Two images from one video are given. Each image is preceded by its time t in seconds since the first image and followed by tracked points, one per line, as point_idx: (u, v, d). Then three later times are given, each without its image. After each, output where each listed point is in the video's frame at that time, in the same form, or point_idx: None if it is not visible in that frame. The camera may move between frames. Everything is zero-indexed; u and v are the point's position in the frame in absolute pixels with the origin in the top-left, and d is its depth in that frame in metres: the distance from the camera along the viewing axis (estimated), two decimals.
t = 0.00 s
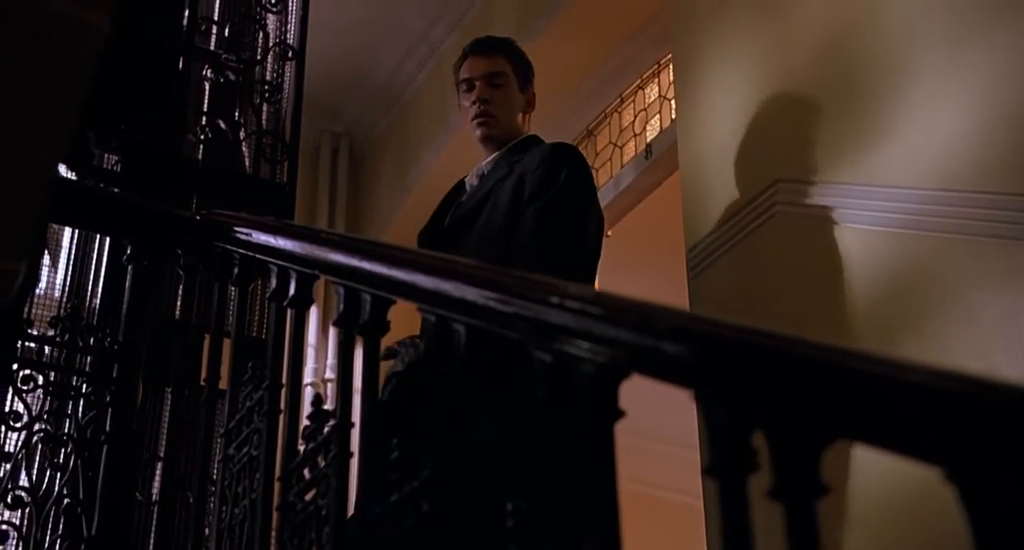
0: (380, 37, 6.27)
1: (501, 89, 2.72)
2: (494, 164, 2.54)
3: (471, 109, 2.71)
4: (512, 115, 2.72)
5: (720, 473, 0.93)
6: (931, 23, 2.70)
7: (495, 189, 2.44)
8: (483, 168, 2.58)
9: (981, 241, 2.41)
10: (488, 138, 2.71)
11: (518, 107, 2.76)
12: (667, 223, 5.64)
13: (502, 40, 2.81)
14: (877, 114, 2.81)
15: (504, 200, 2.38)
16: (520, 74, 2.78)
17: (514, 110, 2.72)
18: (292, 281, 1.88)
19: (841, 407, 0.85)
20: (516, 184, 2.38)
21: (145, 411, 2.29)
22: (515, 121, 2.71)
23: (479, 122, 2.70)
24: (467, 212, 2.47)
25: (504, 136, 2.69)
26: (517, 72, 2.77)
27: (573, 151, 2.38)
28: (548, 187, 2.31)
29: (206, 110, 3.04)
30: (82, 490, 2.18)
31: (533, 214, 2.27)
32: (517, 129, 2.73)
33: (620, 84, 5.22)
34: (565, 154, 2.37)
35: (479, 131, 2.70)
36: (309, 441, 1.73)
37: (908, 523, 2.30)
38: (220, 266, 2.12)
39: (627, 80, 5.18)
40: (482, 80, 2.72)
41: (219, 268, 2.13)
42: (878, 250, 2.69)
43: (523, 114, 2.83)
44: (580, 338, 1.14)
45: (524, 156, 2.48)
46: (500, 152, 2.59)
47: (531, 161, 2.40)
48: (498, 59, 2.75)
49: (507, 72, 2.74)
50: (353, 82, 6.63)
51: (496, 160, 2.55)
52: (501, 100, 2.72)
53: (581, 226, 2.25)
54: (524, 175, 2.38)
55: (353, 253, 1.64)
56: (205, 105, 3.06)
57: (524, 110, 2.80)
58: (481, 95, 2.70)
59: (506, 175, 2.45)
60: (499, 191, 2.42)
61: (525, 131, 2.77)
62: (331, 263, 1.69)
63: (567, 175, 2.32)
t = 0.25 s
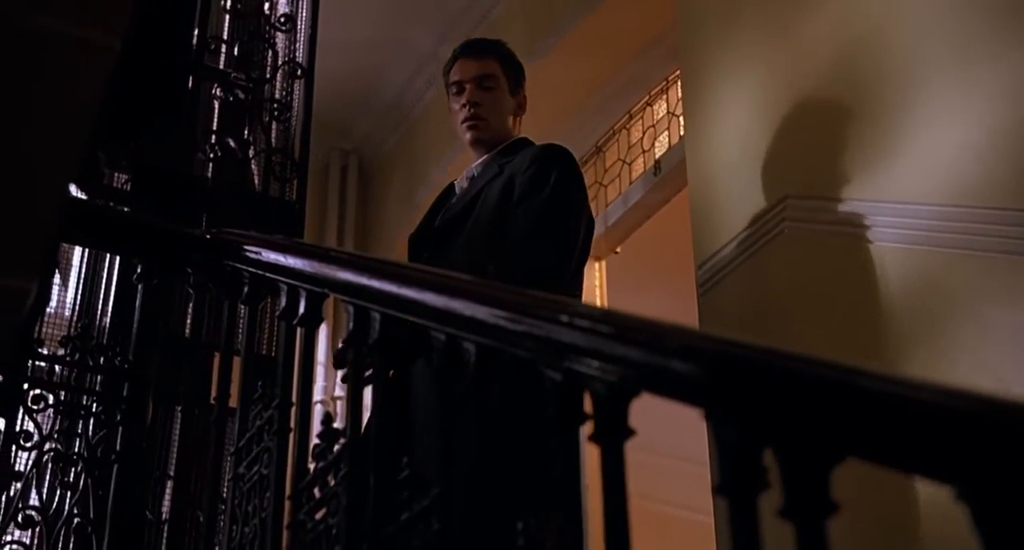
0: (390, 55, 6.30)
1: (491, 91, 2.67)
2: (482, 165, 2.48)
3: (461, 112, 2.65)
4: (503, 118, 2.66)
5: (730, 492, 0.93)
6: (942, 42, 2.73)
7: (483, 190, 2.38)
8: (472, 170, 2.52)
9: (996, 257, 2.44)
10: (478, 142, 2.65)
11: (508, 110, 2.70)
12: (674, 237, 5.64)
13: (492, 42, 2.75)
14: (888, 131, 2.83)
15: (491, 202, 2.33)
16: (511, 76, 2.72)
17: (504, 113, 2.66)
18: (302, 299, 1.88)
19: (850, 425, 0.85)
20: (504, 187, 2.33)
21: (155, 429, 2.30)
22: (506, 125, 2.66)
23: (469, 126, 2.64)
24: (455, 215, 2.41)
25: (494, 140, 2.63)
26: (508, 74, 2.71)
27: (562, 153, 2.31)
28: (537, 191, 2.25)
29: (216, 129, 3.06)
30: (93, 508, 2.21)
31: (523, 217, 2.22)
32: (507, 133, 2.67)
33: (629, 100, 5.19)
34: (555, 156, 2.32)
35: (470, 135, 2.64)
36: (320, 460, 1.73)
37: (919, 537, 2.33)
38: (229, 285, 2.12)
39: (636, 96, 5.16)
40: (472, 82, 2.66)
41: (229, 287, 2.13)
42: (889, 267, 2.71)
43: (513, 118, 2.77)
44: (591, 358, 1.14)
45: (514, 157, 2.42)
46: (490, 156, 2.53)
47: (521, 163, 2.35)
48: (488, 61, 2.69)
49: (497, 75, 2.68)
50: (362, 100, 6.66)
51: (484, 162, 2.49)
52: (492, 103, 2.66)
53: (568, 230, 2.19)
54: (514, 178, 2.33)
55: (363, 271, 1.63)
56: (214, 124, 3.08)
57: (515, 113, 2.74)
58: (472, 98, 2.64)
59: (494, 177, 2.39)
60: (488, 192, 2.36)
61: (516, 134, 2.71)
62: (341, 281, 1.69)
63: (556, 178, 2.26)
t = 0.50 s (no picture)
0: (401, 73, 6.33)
1: (486, 98, 2.66)
2: (480, 172, 2.46)
3: (456, 120, 2.64)
4: (499, 125, 2.65)
5: (741, 512, 0.93)
6: (952, 64, 2.79)
7: (480, 196, 2.35)
8: (469, 177, 2.50)
9: (1007, 275, 2.51)
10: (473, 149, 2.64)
11: (504, 117, 2.69)
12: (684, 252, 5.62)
13: (486, 47, 2.74)
14: (900, 150, 2.91)
15: (488, 204, 2.30)
16: (506, 81, 2.71)
17: (499, 120, 2.65)
18: (313, 318, 1.87)
19: (860, 446, 0.85)
20: (501, 189, 2.31)
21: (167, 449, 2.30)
22: (501, 133, 2.65)
23: (464, 133, 2.63)
24: (452, 220, 2.38)
25: (490, 147, 2.62)
26: (503, 80, 2.70)
27: (561, 157, 2.30)
28: (533, 195, 2.23)
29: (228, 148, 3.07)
30: (106, 527, 2.25)
31: (520, 220, 2.20)
32: (503, 139, 2.66)
33: (640, 118, 5.17)
34: (555, 159, 2.30)
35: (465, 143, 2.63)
36: (332, 480, 1.73)
37: None
38: (240, 306, 2.12)
39: (647, 114, 5.15)
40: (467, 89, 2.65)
41: (240, 307, 2.13)
42: (909, 282, 2.76)
43: (510, 123, 2.76)
44: (603, 377, 1.14)
45: (511, 162, 2.40)
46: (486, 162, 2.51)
47: (518, 166, 2.33)
48: (483, 67, 2.68)
49: (492, 81, 2.67)
50: (373, 119, 6.69)
51: (482, 169, 2.46)
52: (487, 109, 2.65)
53: (562, 232, 2.17)
54: (510, 182, 2.30)
55: (374, 290, 1.63)
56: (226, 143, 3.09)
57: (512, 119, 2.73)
58: (467, 105, 2.63)
59: (491, 181, 2.38)
60: (485, 195, 2.35)
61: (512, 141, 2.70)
62: (352, 301, 1.69)
63: (553, 182, 2.24)
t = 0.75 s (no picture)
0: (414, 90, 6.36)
1: (488, 98, 2.65)
2: (482, 173, 2.44)
3: (457, 120, 2.64)
4: (500, 125, 2.64)
5: (761, 531, 0.92)
6: (963, 79, 2.84)
7: (480, 198, 2.34)
8: (471, 179, 2.48)
9: (1019, 289, 2.55)
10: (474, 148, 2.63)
11: (505, 117, 2.68)
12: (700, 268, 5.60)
13: (488, 46, 2.73)
14: (911, 164, 2.94)
15: (488, 208, 2.29)
16: (507, 80, 2.70)
17: (500, 120, 2.65)
18: (330, 337, 1.88)
19: (878, 463, 0.85)
20: (499, 191, 2.29)
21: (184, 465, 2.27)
22: (503, 133, 2.64)
23: (465, 134, 2.62)
24: (454, 223, 2.37)
25: (492, 147, 2.61)
26: (504, 80, 2.69)
27: (560, 158, 2.29)
28: (534, 192, 2.22)
29: (243, 166, 3.09)
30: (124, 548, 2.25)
31: (516, 222, 2.18)
32: (505, 140, 2.65)
33: (653, 135, 5.24)
34: (554, 160, 2.29)
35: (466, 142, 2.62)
36: (350, 498, 1.74)
37: None
38: (257, 325, 2.14)
39: (661, 129, 5.20)
40: (468, 90, 2.65)
41: (257, 326, 2.14)
42: (936, 300, 2.74)
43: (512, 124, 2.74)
44: (618, 396, 1.14)
45: (512, 163, 2.38)
46: (487, 163, 2.50)
47: (518, 167, 2.31)
48: (484, 68, 2.67)
49: (494, 82, 2.66)
50: (387, 137, 6.71)
51: (484, 171, 2.45)
52: (488, 110, 2.64)
53: (559, 236, 2.16)
54: (508, 182, 2.29)
55: (390, 310, 1.63)
56: (241, 162, 3.10)
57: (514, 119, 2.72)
58: (468, 105, 2.62)
59: (492, 183, 2.36)
60: (484, 198, 2.33)
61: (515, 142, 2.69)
62: (368, 320, 1.69)
63: (552, 183, 2.23)
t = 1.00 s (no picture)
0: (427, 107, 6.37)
1: (488, 90, 2.54)
2: (482, 168, 2.36)
3: (456, 113, 2.53)
4: (502, 118, 2.53)
5: None
6: (985, 96, 2.84)
7: (481, 193, 2.27)
8: (471, 174, 2.40)
9: None
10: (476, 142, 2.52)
11: (508, 109, 2.57)
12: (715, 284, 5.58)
13: (489, 37, 2.62)
14: (926, 182, 2.97)
15: (485, 206, 2.23)
16: (509, 71, 2.58)
17: (502, 113, 2.54)
18: (344, 355, 1.88)
19: (899, 482, 0.85)
20: (497, 189, 2.23)
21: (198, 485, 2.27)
22: (505, 127, 2.53)
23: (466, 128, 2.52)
24: (455, 220, 2.30)
25: (493, 141, 2.50)
26: (506, 71, 2.58)
27: (559, 152, 2.25)
28: (530, 188, 2.18)
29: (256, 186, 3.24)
30: None
31: (513, 222, 2.12)
32: (507, 133, 2.54)
33: (667, 151, 5.24)
34: (554, 156, 2.24)
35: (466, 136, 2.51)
36: (365, 517, 1.74)
37: None
38: (271, 343, 2.15)
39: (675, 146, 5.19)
40: (468, 82, 2.54)
41: (270, 345, 2.15)
42: (961, 317, 2.75)
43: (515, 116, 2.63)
44: (633, 414, 1.13)
45: (512, 156, 2.32)
46: (488, 158, 2.40)
47: (516, 163, 2.25)
48: (485, 58, 2.56)
49: (495, 73, 2.55)
50: (400, 156, 6.74)
51: (484, 165, 2.38)
52: (490, 102, 2.53)
53: (555, 236, 2.12)
54: (505, 175, 2.24)
55: (402, 328, 1.62)
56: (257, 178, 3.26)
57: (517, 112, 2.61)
58: (468, 97, 2.51)
59: (490, 178, 2.29)
60: (482, 196, 2.27)
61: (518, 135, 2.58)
62: (382, 340, 1.68)
63: (552, 176, 2.20)
